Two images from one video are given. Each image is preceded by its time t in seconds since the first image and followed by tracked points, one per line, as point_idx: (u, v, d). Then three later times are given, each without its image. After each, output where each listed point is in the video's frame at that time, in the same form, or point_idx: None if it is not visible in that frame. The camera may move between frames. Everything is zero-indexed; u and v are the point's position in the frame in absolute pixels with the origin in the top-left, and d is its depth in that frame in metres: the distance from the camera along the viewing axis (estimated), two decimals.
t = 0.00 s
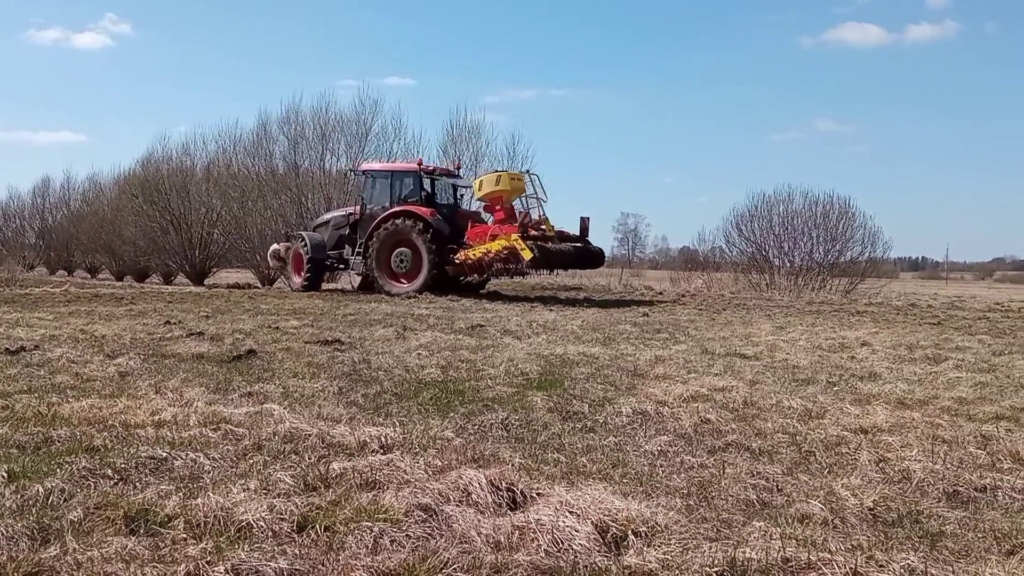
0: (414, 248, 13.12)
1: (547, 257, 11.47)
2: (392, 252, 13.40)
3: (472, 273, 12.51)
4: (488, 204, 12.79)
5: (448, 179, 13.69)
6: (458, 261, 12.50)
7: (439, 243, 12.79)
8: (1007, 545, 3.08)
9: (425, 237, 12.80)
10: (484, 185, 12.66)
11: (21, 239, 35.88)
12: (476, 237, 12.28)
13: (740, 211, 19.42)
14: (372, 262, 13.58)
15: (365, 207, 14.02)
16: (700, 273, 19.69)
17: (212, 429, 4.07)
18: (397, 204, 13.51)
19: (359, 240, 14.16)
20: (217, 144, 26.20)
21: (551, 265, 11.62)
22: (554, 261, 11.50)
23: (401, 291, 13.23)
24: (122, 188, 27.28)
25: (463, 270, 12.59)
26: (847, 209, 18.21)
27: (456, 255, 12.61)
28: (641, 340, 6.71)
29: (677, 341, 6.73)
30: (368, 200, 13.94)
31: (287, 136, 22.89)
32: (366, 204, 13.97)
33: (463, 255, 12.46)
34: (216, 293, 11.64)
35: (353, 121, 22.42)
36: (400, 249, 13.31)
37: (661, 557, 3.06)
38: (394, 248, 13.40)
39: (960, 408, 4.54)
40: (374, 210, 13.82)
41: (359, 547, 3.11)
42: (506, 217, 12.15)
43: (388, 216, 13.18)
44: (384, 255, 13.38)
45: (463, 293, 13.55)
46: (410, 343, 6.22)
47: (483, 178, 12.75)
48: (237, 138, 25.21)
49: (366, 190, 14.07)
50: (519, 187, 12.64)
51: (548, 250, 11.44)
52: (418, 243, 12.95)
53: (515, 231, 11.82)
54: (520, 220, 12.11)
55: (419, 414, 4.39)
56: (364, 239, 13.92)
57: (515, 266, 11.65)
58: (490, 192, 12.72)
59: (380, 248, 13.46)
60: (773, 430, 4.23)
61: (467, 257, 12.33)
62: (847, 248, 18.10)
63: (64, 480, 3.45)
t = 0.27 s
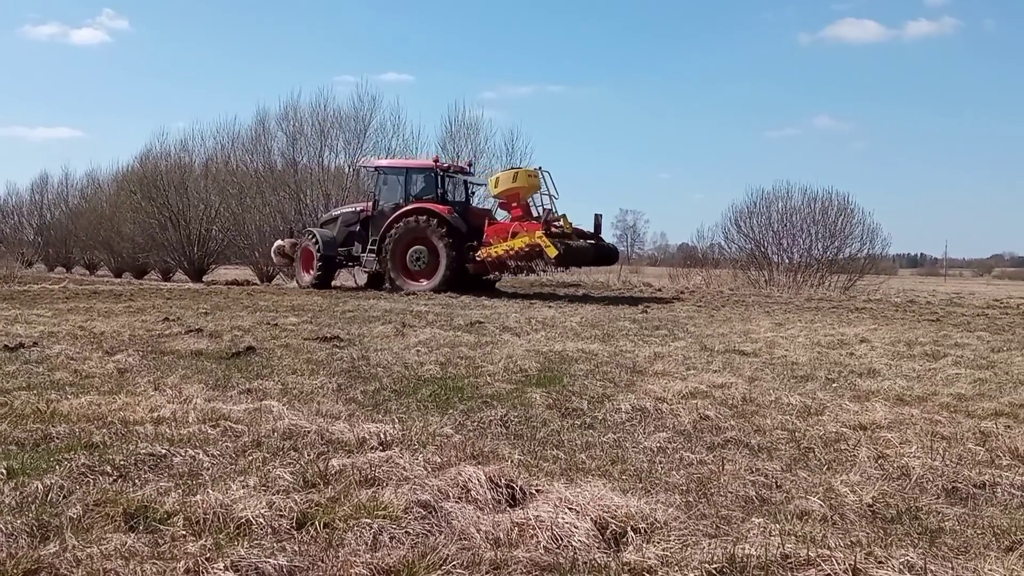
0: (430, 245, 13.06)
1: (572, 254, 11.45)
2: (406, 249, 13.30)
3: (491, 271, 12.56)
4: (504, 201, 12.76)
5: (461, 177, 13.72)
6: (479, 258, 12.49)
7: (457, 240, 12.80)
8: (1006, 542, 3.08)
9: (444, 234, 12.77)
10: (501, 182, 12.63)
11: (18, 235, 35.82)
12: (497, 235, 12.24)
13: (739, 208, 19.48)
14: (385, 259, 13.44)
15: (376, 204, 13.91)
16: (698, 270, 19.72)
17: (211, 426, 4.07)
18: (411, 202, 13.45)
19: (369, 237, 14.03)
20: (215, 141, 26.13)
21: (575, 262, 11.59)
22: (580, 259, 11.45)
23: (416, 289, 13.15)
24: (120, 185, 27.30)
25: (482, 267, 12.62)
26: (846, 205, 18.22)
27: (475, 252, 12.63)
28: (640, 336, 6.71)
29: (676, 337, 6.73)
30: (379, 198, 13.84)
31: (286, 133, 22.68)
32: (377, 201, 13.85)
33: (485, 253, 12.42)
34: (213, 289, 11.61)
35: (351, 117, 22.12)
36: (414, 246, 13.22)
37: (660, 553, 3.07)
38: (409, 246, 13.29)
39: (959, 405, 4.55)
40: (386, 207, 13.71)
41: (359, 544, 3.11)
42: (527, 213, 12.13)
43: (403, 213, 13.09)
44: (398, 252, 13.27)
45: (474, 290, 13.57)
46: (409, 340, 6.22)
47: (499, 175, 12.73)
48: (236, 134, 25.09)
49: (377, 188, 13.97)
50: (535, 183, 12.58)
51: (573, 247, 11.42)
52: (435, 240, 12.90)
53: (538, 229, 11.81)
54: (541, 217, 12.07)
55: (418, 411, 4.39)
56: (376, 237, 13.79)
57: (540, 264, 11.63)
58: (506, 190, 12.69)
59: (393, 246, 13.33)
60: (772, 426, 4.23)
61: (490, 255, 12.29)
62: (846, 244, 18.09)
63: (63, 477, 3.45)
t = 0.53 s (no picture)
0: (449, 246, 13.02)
1: (596, 250, 11.54)
2: (424, 250, 13.22)
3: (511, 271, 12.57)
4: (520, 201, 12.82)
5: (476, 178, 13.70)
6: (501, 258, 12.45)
7: (477, 240, 12.78)
8: (1005, 541, 3.08)
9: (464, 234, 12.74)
10: (517, 181, 12.71)
11: (18, 238, 35.81)
12: (518, 232, 12.21)
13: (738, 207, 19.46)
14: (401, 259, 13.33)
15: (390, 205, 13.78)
16: (697, 270, 19.72)
17: (210, 427, 4.07)
18: (427, 202, 13.39)
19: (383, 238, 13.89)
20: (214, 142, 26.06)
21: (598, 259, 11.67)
22: (604, 258, 11.51)
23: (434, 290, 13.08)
24: (119, 187, 27.32)
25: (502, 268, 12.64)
26: (844, 205, 18.23)
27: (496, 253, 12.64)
28: (639, 337, 6.70)
29: (676, 337, 6.73)
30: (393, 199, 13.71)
31: (284, 134, 22.46)
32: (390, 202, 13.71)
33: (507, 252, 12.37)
34: (213, 291, 11.59)
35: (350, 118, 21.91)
36: (432, 247, 13.15)
37: (659, 553, 3.07)
38: (426, 247, 13.22)
39: (958, 404, 4.55)
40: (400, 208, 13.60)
41: (358, 545, 3.11)
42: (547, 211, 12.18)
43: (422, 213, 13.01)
44: (416, 252, 13.18)
45: (489, 290, 13.59)
46: (408, 340, 6.22)
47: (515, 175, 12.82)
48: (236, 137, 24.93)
49: (391, 189, 13.85)
50: (551, 183, 12.73)
51: (597, 244, 11.51)
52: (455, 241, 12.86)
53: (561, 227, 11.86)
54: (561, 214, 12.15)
55: (418, 412, 4.39)
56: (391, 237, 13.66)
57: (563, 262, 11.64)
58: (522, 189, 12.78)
59: (410, 246, 13.23)
60: (771, 426, 4.23)
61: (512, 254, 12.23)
62: (845, 244, 18.09)
63: (63, 478, 3.45)
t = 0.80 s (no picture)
0: (458, 254, 12.91)
1: (611, 256, 11.63)
2: (432, 259, 13.12)
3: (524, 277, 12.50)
4: (526, 208, 12.79)
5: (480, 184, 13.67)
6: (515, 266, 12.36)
7: (487, 248, 12.69)
8: (993, 546, 3.09)
9: (473, 243, 12.63)
10: (524, 188, 12.69)
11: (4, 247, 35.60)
12: (531, 239, 12.15)
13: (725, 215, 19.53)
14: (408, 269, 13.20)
15: (394, 213, 13.64)
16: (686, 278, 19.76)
17: (197, 437, 4.05)
18: (433, 210, 13.29)
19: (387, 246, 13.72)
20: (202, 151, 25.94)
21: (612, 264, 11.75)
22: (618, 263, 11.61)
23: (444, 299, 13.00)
24: (105, 196, 27.19)
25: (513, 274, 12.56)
26: (830, 213, 18.40)
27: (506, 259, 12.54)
28: (628, 344, 6.71)
29: (664, 345, 6.74)
30: (397, 207, 13.57)
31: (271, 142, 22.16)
32: (395, 210, 13.58)
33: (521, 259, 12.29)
34: (200, 300, 11.54)
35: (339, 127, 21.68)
36: (440, 255, 13.06)
37: (648, 561, 3.07)
38: (434, 256, 13.09)
39: (945, 410, 4.57)
40: (406, 216, 13.47)
41: (346, 554, 3.10)
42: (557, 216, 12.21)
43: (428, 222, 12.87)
44: (424, 262, 13.07)
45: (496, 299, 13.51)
46: (396, 349, 6.21)
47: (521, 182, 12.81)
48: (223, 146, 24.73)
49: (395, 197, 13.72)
50: (557, 190, 12.80)
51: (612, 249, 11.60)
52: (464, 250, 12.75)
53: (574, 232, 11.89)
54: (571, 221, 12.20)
55: (406, 421, 4.38)
56: (396, 246, 13.51)
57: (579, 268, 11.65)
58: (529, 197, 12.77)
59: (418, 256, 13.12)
60: (759, 433, 4.24)
61: (526, 261, 12.16)
62: (831, 251, 18.26)
63: (48, 490, 3.42)
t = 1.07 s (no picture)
0: (475, 249, 12.75)
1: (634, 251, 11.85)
2: (446, 254, 12.91)
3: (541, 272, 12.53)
4: (541, 203, 12.77)
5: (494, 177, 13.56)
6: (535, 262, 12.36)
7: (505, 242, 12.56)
8: (985, 539, 3.10)
9: (492, 238, 12.50)
10: (539, 184, 12.66)
11: None
12: (552, 235, 12.16)
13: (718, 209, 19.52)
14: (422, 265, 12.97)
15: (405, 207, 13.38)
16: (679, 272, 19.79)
17: (190, 430, 4.04)
18: (448, 204, 13.11)
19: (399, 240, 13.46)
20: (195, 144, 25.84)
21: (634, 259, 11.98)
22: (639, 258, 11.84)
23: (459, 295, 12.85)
24: (97, 187, 27.04)
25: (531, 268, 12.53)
26: (824, 207, 18.39)
27: (526, 254, 12.43)
28: (622, 338, 6.71)
29: (657, 338, 6.75)
30: (409, 200, 13.32)
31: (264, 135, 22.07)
32: (407, 204, 13.32)
33: (541, 255, 12.29)
34: (193, 294, 11.51)
35: (332, 120, 21.76)
36: (455, 251, 12.87)
37: (641, 553, 3.07)
38: (449, 251, 12.87)
39: (937, 403, 4.58)
40: (419, 210, 13.24)
41: (340, 547, 3.10)
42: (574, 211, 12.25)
43: (444, 217, 12.64)
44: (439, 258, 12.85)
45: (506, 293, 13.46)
46: (389, 342, 6.21)
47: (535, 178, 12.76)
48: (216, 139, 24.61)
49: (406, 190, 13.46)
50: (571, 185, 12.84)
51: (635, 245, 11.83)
52: (482, 245, 12.62)
53: (596, 228, 11.99)
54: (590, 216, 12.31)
55: (400, 414, 4.37)
56: (409, 241, 13.26)
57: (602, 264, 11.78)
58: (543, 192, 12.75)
59: (432, 251, 12.89)
60: (753, 426, 4.24)
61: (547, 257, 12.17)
62: (825, 245, 18.19)
63: (40, 482, 3.42)
